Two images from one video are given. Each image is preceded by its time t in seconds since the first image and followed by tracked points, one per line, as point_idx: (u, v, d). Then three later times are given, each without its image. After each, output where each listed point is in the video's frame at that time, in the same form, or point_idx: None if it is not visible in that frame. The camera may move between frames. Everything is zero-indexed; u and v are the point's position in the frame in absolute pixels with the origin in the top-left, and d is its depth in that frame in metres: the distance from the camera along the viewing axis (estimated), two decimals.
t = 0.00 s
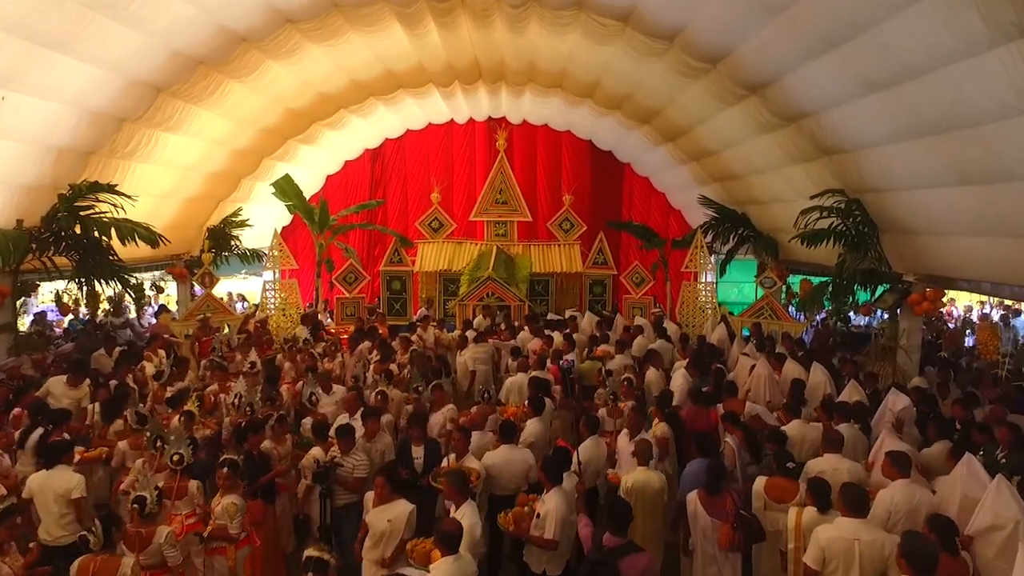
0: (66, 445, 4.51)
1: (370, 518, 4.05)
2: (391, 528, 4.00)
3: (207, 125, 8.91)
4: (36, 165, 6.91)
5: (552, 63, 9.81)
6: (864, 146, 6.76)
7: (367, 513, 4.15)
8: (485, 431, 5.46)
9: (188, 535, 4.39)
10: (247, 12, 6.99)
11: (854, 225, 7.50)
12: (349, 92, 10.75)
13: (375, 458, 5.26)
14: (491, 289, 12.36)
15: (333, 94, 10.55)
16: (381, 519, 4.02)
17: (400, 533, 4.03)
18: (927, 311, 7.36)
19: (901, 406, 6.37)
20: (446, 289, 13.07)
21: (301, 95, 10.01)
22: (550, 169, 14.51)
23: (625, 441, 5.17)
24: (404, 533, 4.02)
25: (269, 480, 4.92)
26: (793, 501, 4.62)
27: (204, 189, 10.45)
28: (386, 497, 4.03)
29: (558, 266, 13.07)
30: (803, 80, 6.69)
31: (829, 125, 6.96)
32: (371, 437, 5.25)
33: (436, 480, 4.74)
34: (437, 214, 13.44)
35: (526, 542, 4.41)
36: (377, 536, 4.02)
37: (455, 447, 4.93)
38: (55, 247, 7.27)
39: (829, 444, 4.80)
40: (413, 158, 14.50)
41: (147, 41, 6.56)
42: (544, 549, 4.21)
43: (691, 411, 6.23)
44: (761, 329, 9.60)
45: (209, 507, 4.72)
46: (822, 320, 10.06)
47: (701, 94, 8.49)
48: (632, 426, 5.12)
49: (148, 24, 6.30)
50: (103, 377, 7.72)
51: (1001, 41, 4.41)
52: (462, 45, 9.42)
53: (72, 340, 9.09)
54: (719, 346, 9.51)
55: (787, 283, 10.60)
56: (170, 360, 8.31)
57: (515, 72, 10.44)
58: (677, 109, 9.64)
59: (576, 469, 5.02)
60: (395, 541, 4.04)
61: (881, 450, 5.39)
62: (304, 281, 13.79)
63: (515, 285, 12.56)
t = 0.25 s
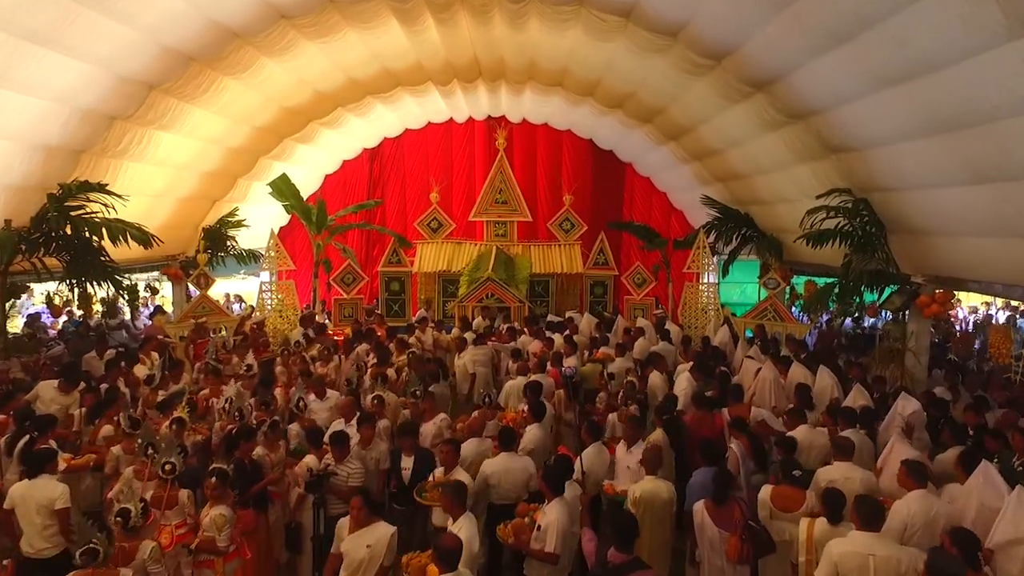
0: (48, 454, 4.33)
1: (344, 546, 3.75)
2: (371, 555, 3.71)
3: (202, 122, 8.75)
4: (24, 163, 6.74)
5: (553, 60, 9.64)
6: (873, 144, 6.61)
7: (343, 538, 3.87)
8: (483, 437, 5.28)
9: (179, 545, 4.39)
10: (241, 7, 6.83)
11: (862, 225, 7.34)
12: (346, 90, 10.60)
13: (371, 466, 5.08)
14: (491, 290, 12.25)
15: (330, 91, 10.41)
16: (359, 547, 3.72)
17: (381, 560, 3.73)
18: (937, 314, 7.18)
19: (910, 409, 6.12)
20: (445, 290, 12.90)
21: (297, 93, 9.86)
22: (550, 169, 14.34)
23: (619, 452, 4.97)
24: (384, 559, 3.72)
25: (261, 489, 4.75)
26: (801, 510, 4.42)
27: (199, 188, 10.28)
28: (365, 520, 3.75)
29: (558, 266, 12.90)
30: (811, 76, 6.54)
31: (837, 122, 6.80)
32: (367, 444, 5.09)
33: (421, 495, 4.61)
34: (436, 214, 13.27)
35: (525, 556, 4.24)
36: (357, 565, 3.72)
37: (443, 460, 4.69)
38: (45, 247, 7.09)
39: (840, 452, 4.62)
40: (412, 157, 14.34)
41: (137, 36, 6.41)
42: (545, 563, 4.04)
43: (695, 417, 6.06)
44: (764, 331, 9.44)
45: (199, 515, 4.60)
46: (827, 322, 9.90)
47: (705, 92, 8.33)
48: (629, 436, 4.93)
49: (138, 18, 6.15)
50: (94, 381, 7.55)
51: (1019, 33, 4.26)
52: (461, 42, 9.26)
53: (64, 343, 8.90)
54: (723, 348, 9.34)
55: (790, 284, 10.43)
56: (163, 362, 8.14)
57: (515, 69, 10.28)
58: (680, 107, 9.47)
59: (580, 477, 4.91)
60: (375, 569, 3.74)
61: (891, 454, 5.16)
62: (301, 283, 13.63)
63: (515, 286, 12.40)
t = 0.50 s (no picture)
0: (29, 465, 4.14)
1: None
2: None
3: (197, 120, 8.55)
4: (11, 161, 6.53)
5: (556, 56, 9.44)
6: (886, 141, 6.43)
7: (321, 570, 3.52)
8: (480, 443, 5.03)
9: (166, 561, 4.21)
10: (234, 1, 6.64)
11: (873, 225, 7.14)
12: (344, 88, 10.40)
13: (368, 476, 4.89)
14: (491, 291, 12.09)
15: (328, 89, 10.21)
16: None
17: None
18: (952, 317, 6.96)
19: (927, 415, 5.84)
20: (445, 290, 12.69)
21: (294, 90, 9.66)
22: (552, 168, 14.14)
23: (620, 465, 4.79)
24: None
25: (253, 501, 4.57)
26: (817, 522, 4.19)
27: (195, 188, 10.09)
28: (343, 558, 3.40)
29: (560, 267, 12.70)
30: (822, 71, 6.35)
31: (849, 119, 6.61)
32: (364, 453, 4.88)
33: (394, 514, 4.37)
34: (436, 214, 13.07)
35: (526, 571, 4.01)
36: None
37: (432, 478, 4.35)
38: (34, 248, 6.85)
39: (858, 462, 4.40)
40: (412, 156, 14.14)
41: (127, 30, 6.22)
42: None
43: (704, 424, 5.85)
44: (771, 333, 9.24)
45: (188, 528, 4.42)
46: (835, 324, 9.70)
47: (712, 88, 8.13)
48: (628, 447, 4.75)
49: (128, 12, 5.96)
50: (85, 385, 7.34)
51: None
52: (461, 38, 9.06)
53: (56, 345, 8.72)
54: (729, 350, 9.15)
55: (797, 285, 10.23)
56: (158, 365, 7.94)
57: (517, 66, 10.08)
58: (685, 105, 9.27)
59: (585, 488, 4.71)
60: None
61: (906, 462, 4.90)
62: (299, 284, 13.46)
63: (516, 287, 12.21)
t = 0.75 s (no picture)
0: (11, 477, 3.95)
1: None
2: None
3: (191, 118, 8.35)
4: None
5: (559, 53, 9.25)
6: (900, 139, 6.24)
7: None
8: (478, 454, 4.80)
9: None
10: None
11: (885, 225, 6.95)
12: (343, 85, 10.21)
13: (366, 486, 4.70)
14: (493, 293, 11.87)
15: (326, 87, 10.02)
16: None
17: None
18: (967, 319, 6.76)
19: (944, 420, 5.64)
20: (446, 292, 12.46)
21: (291, 88, 9.47)
22: (553, 167, 13.94)
23: (626, 477, 4.55)
24: None
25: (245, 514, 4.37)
26: (838, 536, 3.96)
27: (191, 187, 9.90)
28: None
29: (562, 268, 12.51)
30: (835, 66, 6.17)
31: (862, 116, 6.42)
32: (362, 462, 4.71)
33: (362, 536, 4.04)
34: (437, 214, 12.87)
35: None
36: None
37: (414, 497, 4.16)
38: (24, 248, 6.65)
39: (880, 473, 4.19)
40: (411, 155, 13.94)
41: (117, 24, 6.04)
42: None
43: (714, 430, 5.64)
44: (778, 336, 9.05)
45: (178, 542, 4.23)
46: (843, 326, 9.51)
47: (719, 85, 7.94)
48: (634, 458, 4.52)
49: (118, 4, 5.77)
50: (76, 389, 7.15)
51: None
52: (462, 34, 8.87)
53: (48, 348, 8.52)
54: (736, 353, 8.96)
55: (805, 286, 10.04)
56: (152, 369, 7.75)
57: (519, 64, 9.89)
58: (691, 102, 9.08)
59: (594, 500, 4.55)
60: None
61: (926, 471, 4.59)
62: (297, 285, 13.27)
63: (517, 288, 11.99)
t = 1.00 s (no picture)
0: None
1: None
2: None
3: (186, 115, 8.12)
4: None
5: (564, 49, 9.04)
6: (919, 137, 6.02)
7: None
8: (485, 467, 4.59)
9: None
10: None
11: (900, 225, 6.73)
12: (342, 82, 9.99)
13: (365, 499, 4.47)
14: (494, 294, 11.54)
15: (324, 84, 9.80)
16: None
17: None
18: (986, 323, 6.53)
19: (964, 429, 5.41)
20: (447, 293, 12.21)
21: (289, 85, 9.24)
22: (556, 167, 13.71)
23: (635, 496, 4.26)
24: None
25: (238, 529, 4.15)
26: (868, 555, 3.69)
27: (186, 187, 9.68)
28: None
29: (565, 269, 12.28)
30: (852, 61, 5.95)
31: (879, 113, 6.20)
32: (362, 476, 4.46)
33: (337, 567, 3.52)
34: (437, 214, 12.64)
35: None
36: None
37: (387, 524, 3.55)
38: (11, 250, 6.45)
39: (909, 487, 3.96)
40: (411, 154, 13.71)
41: (106, 18, 5.83)
42: None
43: (727, 438, 5.39)
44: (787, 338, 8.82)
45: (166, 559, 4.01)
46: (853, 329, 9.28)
47: (729, 81, 7.72)
48: (642, 477, 4.20)
49: None
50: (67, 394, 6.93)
51: None
52: (464, 30, 8.65)
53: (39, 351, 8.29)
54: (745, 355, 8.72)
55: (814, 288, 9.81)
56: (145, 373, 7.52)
57: (522, 60, 9.67)
58: (699, 100, 8.86)
59: (605, 515, 4.34)
60: None
61: (953, 483, 4.38)
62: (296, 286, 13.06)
63: (520, 290, 11.71)
